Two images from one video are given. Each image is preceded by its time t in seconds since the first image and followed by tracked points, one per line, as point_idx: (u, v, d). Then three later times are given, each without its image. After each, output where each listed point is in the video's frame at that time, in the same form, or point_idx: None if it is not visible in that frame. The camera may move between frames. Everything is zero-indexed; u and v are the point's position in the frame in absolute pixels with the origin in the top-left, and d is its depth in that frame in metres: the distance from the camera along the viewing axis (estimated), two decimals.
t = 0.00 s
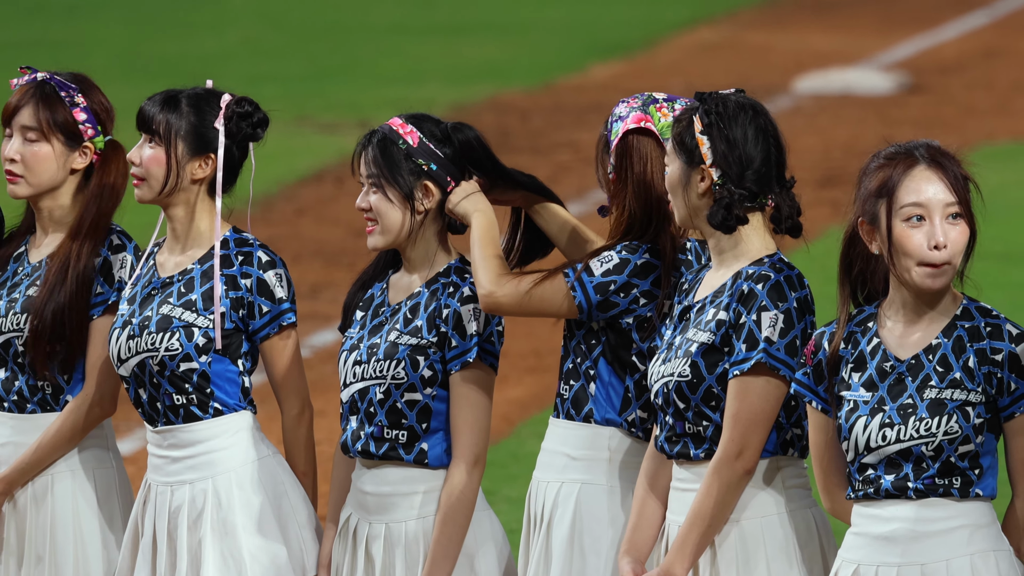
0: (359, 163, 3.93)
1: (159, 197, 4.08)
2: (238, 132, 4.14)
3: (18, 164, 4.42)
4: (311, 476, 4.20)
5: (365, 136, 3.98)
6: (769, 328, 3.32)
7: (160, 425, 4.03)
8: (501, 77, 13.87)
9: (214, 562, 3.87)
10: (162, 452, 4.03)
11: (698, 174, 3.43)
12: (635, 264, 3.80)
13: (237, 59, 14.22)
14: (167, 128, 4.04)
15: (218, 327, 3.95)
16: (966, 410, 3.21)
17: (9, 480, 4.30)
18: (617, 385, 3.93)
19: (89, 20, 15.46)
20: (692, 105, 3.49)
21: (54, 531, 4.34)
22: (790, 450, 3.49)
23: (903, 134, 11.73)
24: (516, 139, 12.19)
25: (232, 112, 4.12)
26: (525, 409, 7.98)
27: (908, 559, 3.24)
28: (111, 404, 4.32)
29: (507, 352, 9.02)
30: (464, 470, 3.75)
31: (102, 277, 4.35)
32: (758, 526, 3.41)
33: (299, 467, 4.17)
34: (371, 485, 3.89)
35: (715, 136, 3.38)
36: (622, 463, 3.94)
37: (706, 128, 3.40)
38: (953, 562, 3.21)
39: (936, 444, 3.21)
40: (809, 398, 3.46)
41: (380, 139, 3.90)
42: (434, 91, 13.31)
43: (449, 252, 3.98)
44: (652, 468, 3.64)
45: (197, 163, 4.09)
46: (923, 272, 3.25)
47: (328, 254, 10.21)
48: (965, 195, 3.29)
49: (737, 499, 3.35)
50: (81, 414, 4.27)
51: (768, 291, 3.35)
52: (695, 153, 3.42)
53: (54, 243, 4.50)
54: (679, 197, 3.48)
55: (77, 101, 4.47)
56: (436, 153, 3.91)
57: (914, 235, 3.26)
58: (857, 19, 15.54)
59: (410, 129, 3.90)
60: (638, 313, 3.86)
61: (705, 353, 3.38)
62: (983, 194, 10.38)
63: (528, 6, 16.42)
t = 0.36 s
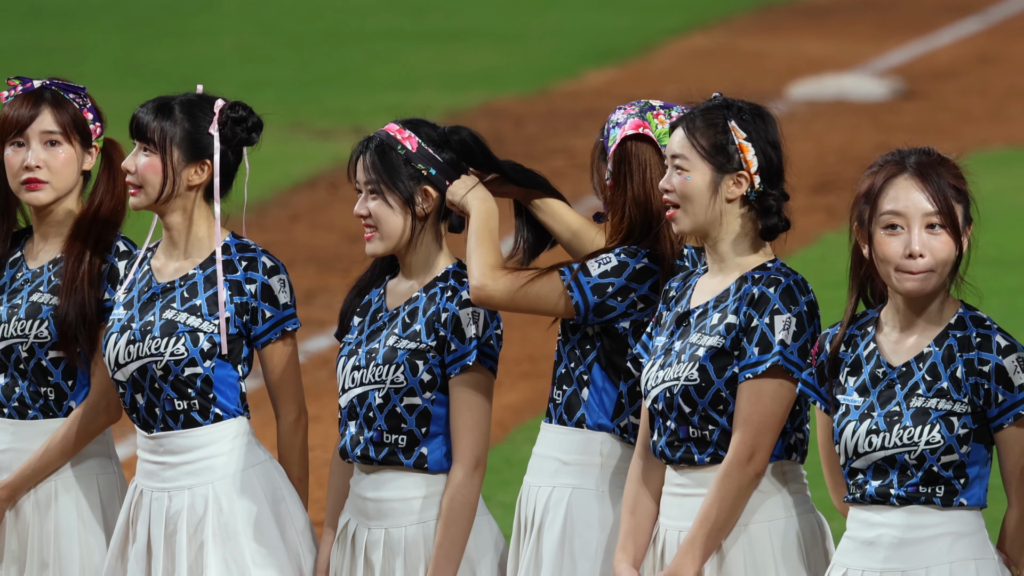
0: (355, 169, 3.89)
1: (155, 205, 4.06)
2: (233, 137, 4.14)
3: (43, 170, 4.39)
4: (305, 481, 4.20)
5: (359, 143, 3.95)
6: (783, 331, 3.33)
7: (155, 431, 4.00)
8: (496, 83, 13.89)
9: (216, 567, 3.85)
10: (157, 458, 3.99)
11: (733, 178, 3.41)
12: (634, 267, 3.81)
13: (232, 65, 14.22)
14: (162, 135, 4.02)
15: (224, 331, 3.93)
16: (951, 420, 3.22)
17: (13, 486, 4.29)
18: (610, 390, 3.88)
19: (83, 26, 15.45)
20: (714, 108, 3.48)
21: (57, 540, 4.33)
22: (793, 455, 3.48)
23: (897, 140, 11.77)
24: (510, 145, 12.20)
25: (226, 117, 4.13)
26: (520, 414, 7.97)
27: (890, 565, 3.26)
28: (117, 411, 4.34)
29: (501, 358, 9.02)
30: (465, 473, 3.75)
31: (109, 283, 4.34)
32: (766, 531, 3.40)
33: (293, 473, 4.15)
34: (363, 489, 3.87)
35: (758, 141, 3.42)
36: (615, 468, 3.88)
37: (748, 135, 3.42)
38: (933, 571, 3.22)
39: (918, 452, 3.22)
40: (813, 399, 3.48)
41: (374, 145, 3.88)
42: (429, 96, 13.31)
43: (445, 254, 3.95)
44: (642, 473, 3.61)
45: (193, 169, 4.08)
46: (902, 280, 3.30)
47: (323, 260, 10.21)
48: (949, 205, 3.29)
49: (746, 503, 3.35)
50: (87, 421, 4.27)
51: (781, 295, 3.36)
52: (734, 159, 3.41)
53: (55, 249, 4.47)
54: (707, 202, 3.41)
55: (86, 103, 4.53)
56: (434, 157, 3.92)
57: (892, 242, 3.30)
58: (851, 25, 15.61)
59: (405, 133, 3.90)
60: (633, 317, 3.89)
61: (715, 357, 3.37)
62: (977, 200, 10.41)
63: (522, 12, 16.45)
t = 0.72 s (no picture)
0: (358, 168, 3.90)
1: (152, 204, 3.97)
2: (231, 141, 4.03)
3: (45, 172, 4.36)
4: (296, 485, 4.11)
5: (363, 144, 3.95)
6: (799, 332, 3.36)
7: (145, 431, 3.91)
8: (490, 84, 13.91)
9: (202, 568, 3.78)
10: (146, 458, 3.91)
11: (762, 179, 3.46)
12: (642, 277, 3.83)
13: (227, 66, 14.22)
14: (161, 136, 3.93)
15: (213, 332, 3.85)
16: (925, 433, 3.24)
17: (14, 490, 4.26)
18: (610, 394, 3.86)
19: (78, 27, 15.44)
20: (744, 108, 3.49)
21: (60, 544, 4.31)
22: (797, 456, 3.50)
23: (892, 143, 11.82)
24: (505, 146, 12.22)
25: (226, 120, 4.02)
26: (514, 416, 7.98)
27: (864, 565, 3.32)
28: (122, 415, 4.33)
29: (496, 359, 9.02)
30: (465, 477, 3.76)
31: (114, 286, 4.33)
32: (774, 533, 3.41)
33: (286, 476, 4.07)
34: (357, 490, 3.89)
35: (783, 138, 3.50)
36: (611, 470, 3.84)
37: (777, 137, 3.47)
38: None
39: (892, 461, 3.26)
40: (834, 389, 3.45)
41: (375, 144, 3.90)
42: (424, 98, 13.32)
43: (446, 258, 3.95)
44: (626, 475, 3.61)
45: (190, 171, 3.99)
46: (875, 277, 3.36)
47: (317, 262, 10.20)
48: (922, 212, 3.28)
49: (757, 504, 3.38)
50: (93, 425, 4.25)
51: (796, 297, 3.39)
52: (765, 159, 3.45)
53: (56, 251, 4.45)
54: (742, 202, 3.44)
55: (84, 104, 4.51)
56: (437, 159, 3.91)
57: (866, 241, 3.37)
58: (845, 27, 15.67)
59: (410, 134, 3.90)
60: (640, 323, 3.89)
61: (727, 357, 3.37)
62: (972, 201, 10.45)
63: (517, 14, 16.48)
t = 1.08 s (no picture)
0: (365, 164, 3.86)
1: (154, 208, 3.83)
2: (224, 137, 3.89)
3: (48, 177, 4.17)
4: (297, 485, 3.99)
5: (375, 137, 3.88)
6: (804, 331, 3.36)
7: (143, 430, 3.79)
8: (493, 84, 13.91)
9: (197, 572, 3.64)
10: (144, 458, 3.79)
11: (769, 177, 3.47)
12: (649, 279, 3.84)
13: (229, 66, 14.22)
14: (155, 138, 3.79)
15: (208, 332, 3.72)
16: (908, 433, 3.24)
17: (19, 494, 4.07)
18: (618, 394, 3.87)
19: (80, 28, 15.44)
20: (746, 107, 3.49)
21: (60, 549, 4.09)
22: (802, 455, 3.50)
23: (896, 143, 11.84)
24: (508, 146, 12.24)
25: (218, 117, 3.87)
26: (517, 415, 7.98)
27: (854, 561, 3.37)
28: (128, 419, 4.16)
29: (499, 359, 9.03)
30: (455, 479, 3.64)
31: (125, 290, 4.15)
32: (779, 531, 3.42)
33: (285, 477, 3.95)
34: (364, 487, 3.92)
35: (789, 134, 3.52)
36: (617, 468, 3.85)
37: (783, 135, 3.49)
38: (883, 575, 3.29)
39: (878, 460, 3.29)
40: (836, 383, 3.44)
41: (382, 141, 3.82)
42: (426, 98, 13.32)
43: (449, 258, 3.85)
44: (634, 474, 3.60)
45: (188, 171, 3.84)
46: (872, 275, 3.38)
47: (320, 262, 10.20)
48: (917, 213, 3.27)
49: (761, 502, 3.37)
50: (97, 429, 4.07)
51: (801, 295, 3.39)
52: (772, 157, 3.46)
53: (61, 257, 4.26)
54: (751, 198, 3.45)
55: (92, 111, 4.30)
56: (431, 161, 3.75)
57: (865, 237, 3.40)
58: (848, 27, 15.68)
59: (410, 133, 3.77)
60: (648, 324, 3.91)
61: (732, 356, 3.38)
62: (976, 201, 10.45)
63: (520, 14, 16.48)
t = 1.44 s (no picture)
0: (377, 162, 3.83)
1: (153, 204, 3.83)
2: (224, 138, 3.87)
3: (57, 175, 4.18)
4: (299, 484, 3.94)
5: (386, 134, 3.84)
6: (812, 324, 3.36)
7: (144, 429, 3.80)
8: (499, 82, 13.92)
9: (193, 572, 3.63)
10: (146, 457, 3.80)
11: (779, 174, 3.47)
12: (648, 277, 3.83)
13: (235, 64, 14.23)
14: (156, 134, 3.79)
15: (203, 331, 3.70)
16: (922, 429, 3.24)
17: (30, 490, 4.05)
18: (624, 391, 3.88)
19: (86, 26, 15.46)
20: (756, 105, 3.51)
21: (74, 544, 4.11)
22: (810, 453, 3.51)
23: (902, 141, 11.84)
24: (514, 144, 12.25)
25: (219, 119, 3.86)
26: (524, 413, 8.00)
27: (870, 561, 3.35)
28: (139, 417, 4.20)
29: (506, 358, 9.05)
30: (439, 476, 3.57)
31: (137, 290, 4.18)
32: (788, 529, 3.42)
33: (288, 475, 3.91)
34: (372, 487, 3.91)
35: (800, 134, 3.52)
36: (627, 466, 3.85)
37: (792, 133, 3.49)
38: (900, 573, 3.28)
39: (892, 457, 3.29)
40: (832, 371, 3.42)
41: (391, 138, 3.77)
42: (432, 96, 13.32)
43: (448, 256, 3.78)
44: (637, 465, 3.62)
45: (187, 170, 3.84)
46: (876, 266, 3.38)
47: (326, 259, 10.22)
48: (924, 204, 3.29)
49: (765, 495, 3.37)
50: (110, 428, 4.11)
51: (808, 289, 3.40)
52: (782, 154, 3.47)
53: (73, 254, 4.27)
54: (759, 196, 3.45)
55: (98, 108, 4.30)
56: (431, 157, 3.70)
57: (872, 227, 3.40)
58: (854, 25, 15.68)
59: (416, 130, 3.72)
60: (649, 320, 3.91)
61: (740, 352, 3.38)
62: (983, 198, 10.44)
63: (526, 12, 16.48)
